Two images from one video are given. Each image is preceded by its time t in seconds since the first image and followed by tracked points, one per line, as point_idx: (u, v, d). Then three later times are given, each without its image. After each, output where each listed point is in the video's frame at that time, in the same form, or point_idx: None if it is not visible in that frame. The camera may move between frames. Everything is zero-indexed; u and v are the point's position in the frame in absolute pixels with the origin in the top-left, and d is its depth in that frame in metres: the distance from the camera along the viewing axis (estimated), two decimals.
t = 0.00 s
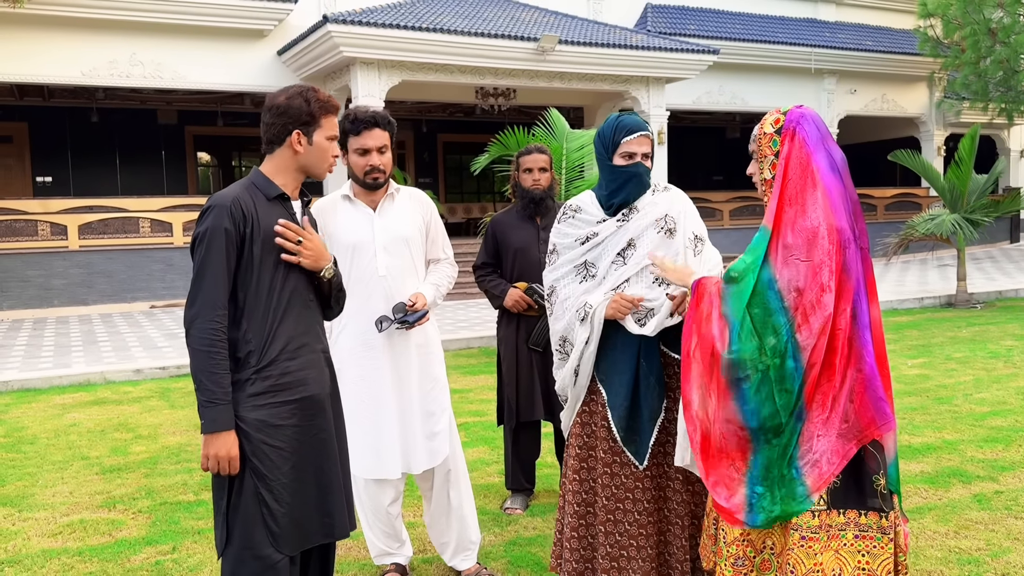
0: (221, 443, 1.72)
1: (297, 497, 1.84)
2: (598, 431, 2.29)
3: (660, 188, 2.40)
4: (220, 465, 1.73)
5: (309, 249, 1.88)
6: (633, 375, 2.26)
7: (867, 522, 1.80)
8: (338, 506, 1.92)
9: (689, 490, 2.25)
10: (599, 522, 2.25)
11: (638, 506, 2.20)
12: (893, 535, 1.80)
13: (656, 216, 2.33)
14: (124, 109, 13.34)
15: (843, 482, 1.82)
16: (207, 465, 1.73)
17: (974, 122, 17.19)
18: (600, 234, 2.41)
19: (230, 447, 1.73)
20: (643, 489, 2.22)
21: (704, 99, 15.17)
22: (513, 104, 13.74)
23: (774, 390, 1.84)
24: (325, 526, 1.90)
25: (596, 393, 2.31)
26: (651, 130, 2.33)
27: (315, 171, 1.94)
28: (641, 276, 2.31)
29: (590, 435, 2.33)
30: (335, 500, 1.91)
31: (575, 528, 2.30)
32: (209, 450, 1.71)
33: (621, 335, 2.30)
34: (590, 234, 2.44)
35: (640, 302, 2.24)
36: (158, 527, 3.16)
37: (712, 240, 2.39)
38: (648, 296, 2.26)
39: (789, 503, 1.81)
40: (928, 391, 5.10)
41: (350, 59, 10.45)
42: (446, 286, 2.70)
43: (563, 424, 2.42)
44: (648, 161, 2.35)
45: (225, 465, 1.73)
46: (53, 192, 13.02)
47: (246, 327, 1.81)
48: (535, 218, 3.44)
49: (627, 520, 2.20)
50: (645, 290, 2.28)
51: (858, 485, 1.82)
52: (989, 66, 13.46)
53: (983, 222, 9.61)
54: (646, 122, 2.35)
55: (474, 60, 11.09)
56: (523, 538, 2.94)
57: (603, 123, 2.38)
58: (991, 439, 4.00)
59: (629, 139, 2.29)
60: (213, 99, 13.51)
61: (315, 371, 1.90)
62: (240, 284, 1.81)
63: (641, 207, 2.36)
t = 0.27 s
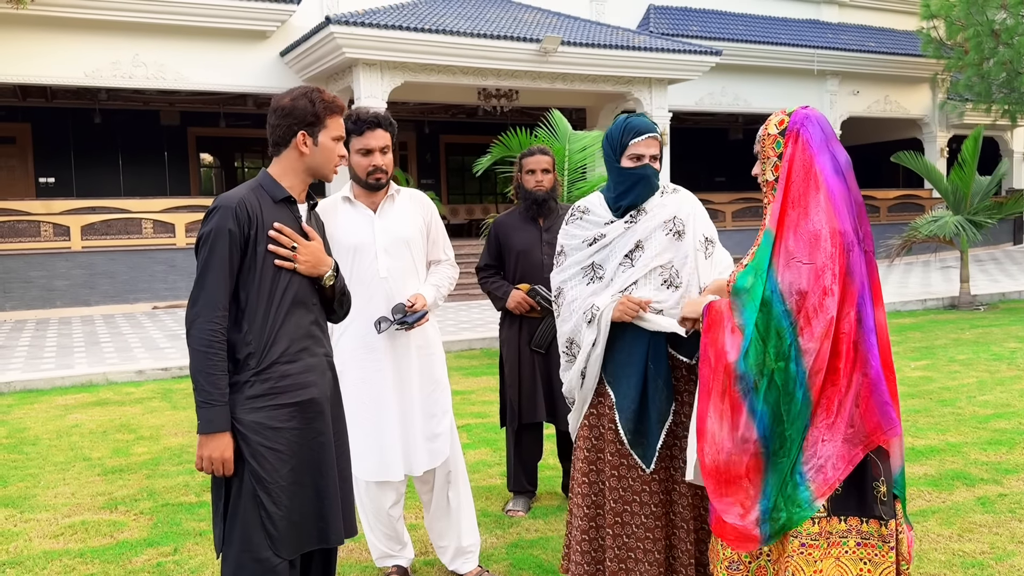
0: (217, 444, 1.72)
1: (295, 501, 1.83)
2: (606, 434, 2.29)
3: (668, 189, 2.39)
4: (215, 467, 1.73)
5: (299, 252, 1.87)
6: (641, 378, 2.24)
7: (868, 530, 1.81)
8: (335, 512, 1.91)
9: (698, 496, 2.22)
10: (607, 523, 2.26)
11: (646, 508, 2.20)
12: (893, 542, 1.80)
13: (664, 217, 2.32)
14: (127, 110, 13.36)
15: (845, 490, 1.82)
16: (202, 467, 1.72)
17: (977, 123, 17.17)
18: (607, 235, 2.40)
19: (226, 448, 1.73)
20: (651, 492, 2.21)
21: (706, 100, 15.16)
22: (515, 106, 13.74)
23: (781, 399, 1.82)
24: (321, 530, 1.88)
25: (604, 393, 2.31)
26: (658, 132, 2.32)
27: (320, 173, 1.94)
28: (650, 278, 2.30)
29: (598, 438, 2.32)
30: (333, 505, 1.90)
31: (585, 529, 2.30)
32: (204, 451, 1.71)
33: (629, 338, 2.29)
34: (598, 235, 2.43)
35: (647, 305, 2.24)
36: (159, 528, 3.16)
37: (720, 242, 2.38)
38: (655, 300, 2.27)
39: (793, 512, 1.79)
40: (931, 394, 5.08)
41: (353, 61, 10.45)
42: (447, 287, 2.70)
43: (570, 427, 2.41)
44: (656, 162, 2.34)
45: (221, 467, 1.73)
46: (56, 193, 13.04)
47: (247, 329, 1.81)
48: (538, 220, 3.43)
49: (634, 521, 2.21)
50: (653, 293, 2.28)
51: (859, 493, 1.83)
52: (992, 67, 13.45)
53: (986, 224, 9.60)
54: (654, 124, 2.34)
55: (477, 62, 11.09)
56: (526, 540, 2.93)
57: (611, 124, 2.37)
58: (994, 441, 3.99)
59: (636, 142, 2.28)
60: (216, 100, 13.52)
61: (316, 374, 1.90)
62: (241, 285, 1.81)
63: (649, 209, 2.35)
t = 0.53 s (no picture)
0: (221, 446, 1.71)
1: (299, 503, 1.82)
2: (613, 436, 2.28)
3: (675, 190, 2.39)
4: (220, 469, 1.72)
5: (301, 253, 1.86)
6: (648, 379, 2.24)
7: (878, 534, 1.80)
8: (339, 514, 1.89)
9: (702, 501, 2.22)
10: (615, 526, 2.25)
11: (653, 511, 2.19)
12: (903, 547, 1.79)
13: (671, 218, 2.32)
14: (128, 110, 13.35)
15: (855, 494, 1.81)
16: (208, 468, 1.72)
17: (978, 124, 17.15)
18: (613, 236, 2.39)
19: (231, 450, 1.72)
20: (658, 495, 2.20)
21: (708, 100, 15.15)
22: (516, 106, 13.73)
23: (798, 404, 1.80)
24: (326, 533, 1.87)
25: (611, 395, 2.30)
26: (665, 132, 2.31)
27: (322, 173, 1.93)
28: (657, 278, 2.29)
29: (605, 441, 2.31)
30: (337, 508, 1.88)
31: (590, 546, 2.26)
32: (208, 454, 1.70)
33: (637, 338, 2.27)
34: (603, 236, 2.42)
35: (656, 305, 2.23)
36: (159, 529, 3.15)
37: (726, 244, 2.38)
38: (663, 300, 2.25)
39: (811, 518, 1.77)
40: (933, 395, 5.07)
41: (354, 61, 10.44)
42: (449, 289, 2.68)
43: (576, 430, 2.39)
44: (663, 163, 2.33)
45: (225, 469, 1.72)
46: (56, 193, 13.03)
47: (251, 330, 1.80)
48: (540, 220, 3.41)
49: (642, 524, 2.21)
50: (661, 293, 2.27)
51: (869, 497, 1.81)
52: (994, 68, 13.43)
53: (988, 225, 9.58)
54: (660, 124, 2.33)
55: (478, 62, 11.09)
56: (527, 542, 2.92)
57: (618, 125, 2.36)
58: (997, 443, 3.98)
59: (644, 142, 2.28)
60: (216, 100, 13.51)
61: (320, 375, 1.88)
62: (246, 287, 1.80)
63: (655, 209, 2.35)
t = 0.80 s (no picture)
0: (221, 447, 1.70)
1: (299, 504, 1.81)
2: (615, 437, 2.27)
3: (678, 192, 2.38)
4: (220, 470, 1.71)
5: (302, 253, 1.85)
6: (650, 380, 2.23)
7: (893, 536, 1.80)
8: (340, 516, 1.88)
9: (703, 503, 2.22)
10: (618, 529, 2.25)
11: (655, 513, 2.18)
12: (919, 550, 1.79)
13: (673, 220, 2.31)
14: (127, 109, 13.33)
15: (871, 495, 1.81)
16: (208, 470, 1.71)
17: (977, 125, 17.14)
18: (615, 236, 2.38)
19: (232, 451, 1.71)
20: (660, 497, 2.19)
21: (707, 101, 15.14)
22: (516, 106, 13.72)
23: (814, 407, 1.78)
24: (326, 535, 1.86)
25: (614, 397, 2.29)
26: (667, 132, 2.30)
27: (321, 171, 1.92)
28: (660, 280, 2.28)
29: (607, 442, 2.30)
30: (338, 510, 1.87)
31: (593, 548, 2.25)
32: (209, 455, 1.69)
33: (639, 339, 2.26)
34: (605, 236, 2.41)
35: (658, 307, 2.22)
36: (157, 529, 3.14)
37: (727, 246, 2.37)
38: (664, 302, 2.25)
39: (830, 521, 1.76)
40: (933, 396, 5.06)
41: (353, 60, 10.43)
42: (450, 289, 2.67)
43: (576, 432, 2.38)
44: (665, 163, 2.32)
45: (226, 470, 1.71)
46: (55, 192, 13.01)
47: (252, 330, 1.79)
48: (540, 220, 3.40)
49: (645, 525, 2.20)
50: (662, 295, 2.26)
51: (886, 499, 1.81)
52: (993, 69, 13.42)
53: (987, 226, 9.58)
54: (663, 124, 2.32)
55: (477, 62, 11.08)
56: (527, 543, 2.91)
57: (619, 125, 2.35)
58: (997, 445, 3.97)
59: (646, 142, 2.27)
60: (215, 100, 13.49)
61: (321, 376, 1.87)
62: (246, 286, 1.78)
63: (657, 210, 2.34)
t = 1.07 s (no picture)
0: (219, 447, 1.69)
1: (297, 505, 1.80)
2: (611, 438, 2.26)
3: (677, 192, 2.37)
4: (218, 471, 1.70)
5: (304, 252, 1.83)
6: (647, 382, 2.21)
7: (914, 532, 1.80)
8: (339, 517, 1.87)
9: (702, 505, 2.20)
10: (613, 530, 2.24)
11: (652, 514, 2.17)
12: (942, 545, 1.79)
13: (672, 220, 2.30)
14: (124, 108, 13.30)
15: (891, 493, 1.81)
16: (205, 470, 1.69)
17: (974, 126, 17.16)
18: (614, 236, 2.37)
19: (230, 451, 1.70)
20: (657, 498, 2.18)
21: (705, 101, 15.14)
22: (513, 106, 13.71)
23: (830, 407, 1.77)
24: (326, 536, 1.85)
25: (610, 398, 2.28)
26: (665, 130, 2.29)
27: (318, 168, 1.90)
28: (658, 280, 2.27)
29: (603, 443, 2.29)
30: (336, 510, 1.86)
31: (587, 549, 2.26)
32: (207, 455, 1.68)
33: (637, 339, 2.25)
34: (604, 236, 2.40)
35: (656, 308, 2.21)
36: (152, 530, 3.12)
37: (726, 247, 2.35)
38: (663, 302, 2.23)
39: (855, 521, 1.75)
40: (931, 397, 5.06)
41: (351, 59, 10.42)
42: (450, 288, 2.66)
43: (574, 432, 2.37)
44: (663, 163, 2.31)
45: (225, 470, 1.70)
46: (51, 191, 12.97)
47: (250, 329, 1.77)
48: (539, 220, 3.39)
49: (641, 526, 2.19)
50: (661, 296, 2.25)
51: (904, 496, 1.81)
52: (990, 71, 13.42)
53: (984, 227, 9.58)
54: (660, 123, 2.31)
55: (475, 61, 11.06)
56: (525, 543, 2.90)
57: (618, 124, 2.34)
58: (995, 445, 3.96)
59: (644, 141, 2.26)
60: (213, 99, 13.46)
61: (320, 375, 1.86)
62: (243, 285, 1.77)
63: (656, 210, 2.33)
